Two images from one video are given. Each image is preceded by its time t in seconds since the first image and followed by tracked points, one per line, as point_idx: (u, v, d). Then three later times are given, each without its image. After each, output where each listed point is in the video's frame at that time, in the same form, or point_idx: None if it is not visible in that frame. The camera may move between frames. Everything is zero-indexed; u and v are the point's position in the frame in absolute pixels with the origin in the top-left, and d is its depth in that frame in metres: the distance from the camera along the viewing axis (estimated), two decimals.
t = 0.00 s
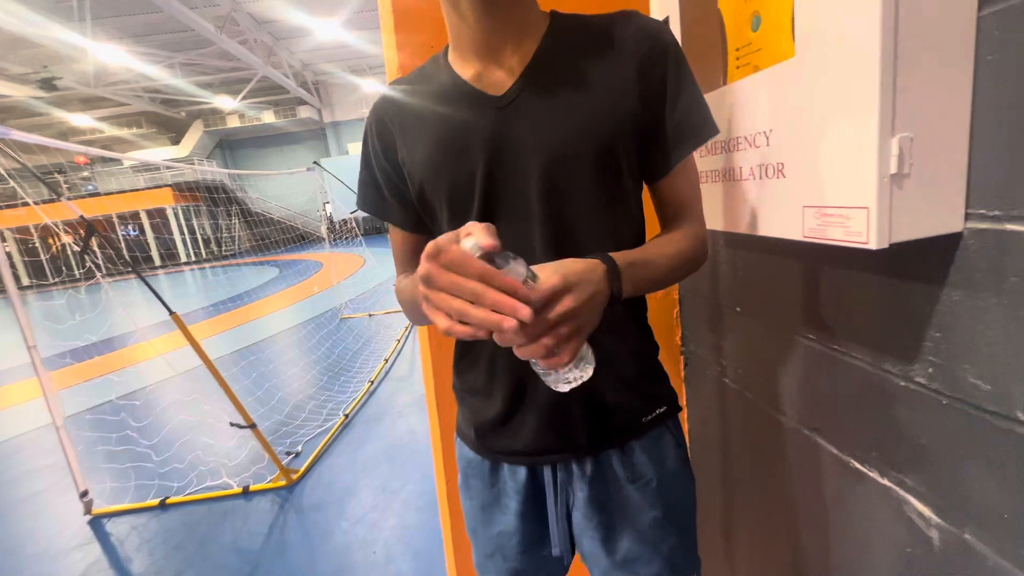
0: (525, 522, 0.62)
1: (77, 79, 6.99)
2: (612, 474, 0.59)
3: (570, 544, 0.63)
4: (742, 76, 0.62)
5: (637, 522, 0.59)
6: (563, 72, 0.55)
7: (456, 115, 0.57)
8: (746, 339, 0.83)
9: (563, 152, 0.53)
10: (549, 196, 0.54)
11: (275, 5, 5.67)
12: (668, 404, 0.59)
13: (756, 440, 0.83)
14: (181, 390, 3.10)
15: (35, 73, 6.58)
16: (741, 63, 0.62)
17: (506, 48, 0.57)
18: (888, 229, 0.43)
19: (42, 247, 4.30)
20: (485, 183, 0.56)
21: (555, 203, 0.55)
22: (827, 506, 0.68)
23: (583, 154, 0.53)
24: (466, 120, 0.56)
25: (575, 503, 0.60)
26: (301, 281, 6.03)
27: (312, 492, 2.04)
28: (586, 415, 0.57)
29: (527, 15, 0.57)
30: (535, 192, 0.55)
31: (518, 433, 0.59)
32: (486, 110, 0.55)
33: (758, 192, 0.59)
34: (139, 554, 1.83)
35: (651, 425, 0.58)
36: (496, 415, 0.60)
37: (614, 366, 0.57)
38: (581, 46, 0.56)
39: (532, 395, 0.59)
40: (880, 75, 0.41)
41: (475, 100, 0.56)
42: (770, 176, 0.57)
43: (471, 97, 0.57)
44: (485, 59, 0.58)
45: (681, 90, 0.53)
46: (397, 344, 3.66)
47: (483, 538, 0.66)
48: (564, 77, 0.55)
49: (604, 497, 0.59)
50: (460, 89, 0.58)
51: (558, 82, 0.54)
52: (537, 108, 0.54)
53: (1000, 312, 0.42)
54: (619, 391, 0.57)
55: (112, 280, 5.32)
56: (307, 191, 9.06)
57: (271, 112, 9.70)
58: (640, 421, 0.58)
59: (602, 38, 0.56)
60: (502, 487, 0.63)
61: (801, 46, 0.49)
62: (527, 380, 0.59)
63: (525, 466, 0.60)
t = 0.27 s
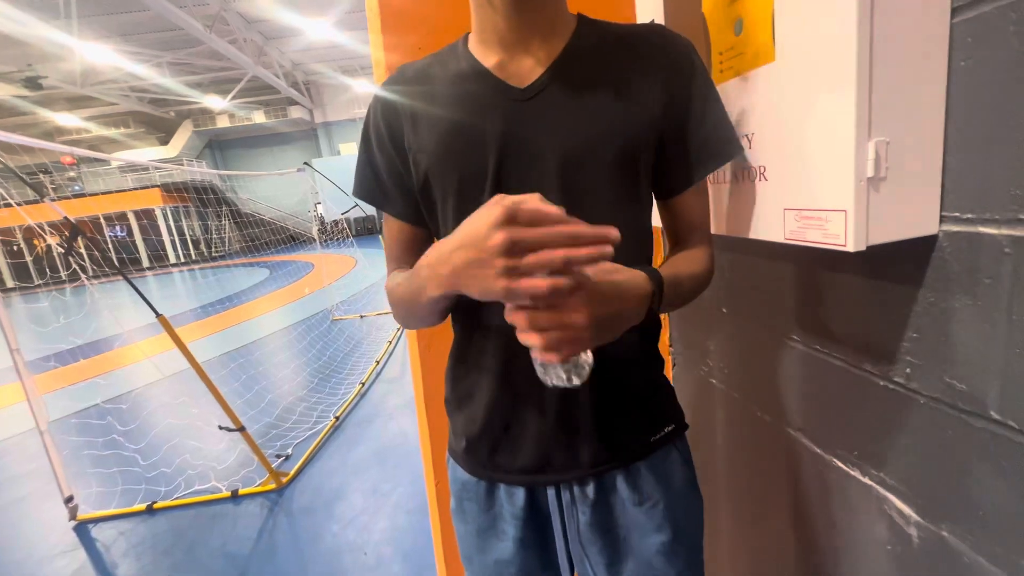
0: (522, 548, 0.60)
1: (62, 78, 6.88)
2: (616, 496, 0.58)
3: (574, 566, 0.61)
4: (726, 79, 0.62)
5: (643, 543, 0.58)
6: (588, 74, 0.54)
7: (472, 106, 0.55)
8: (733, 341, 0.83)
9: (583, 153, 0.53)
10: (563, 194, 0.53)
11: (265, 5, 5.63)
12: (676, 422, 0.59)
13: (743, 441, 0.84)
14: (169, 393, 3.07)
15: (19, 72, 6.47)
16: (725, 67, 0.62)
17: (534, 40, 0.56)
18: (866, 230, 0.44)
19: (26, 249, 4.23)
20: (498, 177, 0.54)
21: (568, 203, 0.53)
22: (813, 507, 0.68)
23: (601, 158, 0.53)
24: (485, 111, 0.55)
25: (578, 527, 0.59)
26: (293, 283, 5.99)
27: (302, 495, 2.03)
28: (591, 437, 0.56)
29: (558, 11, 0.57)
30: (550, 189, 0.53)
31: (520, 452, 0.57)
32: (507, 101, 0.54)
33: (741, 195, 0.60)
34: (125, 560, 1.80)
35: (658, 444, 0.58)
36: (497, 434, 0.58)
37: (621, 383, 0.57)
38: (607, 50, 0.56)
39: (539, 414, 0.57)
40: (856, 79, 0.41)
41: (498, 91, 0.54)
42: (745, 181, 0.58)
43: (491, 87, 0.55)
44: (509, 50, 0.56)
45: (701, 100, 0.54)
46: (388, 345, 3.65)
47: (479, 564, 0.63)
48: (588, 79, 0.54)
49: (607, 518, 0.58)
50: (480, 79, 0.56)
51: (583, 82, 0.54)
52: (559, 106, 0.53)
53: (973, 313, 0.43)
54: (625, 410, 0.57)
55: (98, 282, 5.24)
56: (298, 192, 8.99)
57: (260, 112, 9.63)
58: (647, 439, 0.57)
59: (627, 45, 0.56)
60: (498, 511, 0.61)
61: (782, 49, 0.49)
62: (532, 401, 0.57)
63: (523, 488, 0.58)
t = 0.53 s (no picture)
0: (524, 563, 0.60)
1: (70, 82, 6.96)
2: (624, 518, 0.57)
3: None
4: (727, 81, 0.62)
5: (651, 568, 0.57)
6: (602, 69, 0.52)
7: (480, 103, 0.54)
8: (738, 343, 0.83)
9: (594, 152, 0.50)
10: (568, 195, 0.51)
11: (269, 8, 5.68)
12: (692, 447, 0.57)
13: (748, 444, 0.83)
14: (175, 395, 3.08)
15: (28, 76, 6.55)
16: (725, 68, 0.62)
17: (546, 33, 0.55)
18: (866, 230, 0.43)
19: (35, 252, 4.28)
20: (500, 177, 0.53)
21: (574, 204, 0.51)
22: (816, 510, 0.68)
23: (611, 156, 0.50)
24: (493, 108, 0.53)
25: (581, 547, 0.58)
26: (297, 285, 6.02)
27: (307, 496, 2.03)
28: (596, 455, 0.55)
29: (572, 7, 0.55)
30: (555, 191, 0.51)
31: (521, 462, 0.57)
32: (516, 97, 0.52)
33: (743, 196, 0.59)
34: (132, 560, 1.82)
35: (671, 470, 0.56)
36: (499, 442, 0.58)
37: (633, 402, 0.55)
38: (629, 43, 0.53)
39: (542, 427, 0.56)
40: (857, 76, 0.41)
41: (507, 87, 0.53)
42: (748, 183, 0.57)
43: (501, 83, 0.53)
44: (521, 43, 0.55)
45: (729, 94, 0.50)
46: (393, 347, 3.66)
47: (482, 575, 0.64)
48: (603, 75, 0.51)
49: (612, 540, 0.57)
50: (490, 74, 0.54)
51: (596, 79, 0.51)
52: (570, 103, 0.51)
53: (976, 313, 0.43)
54: (633, 429, 0.55)
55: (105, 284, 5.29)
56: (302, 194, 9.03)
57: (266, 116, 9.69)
58: (660, 464, 0.55)
59: (648, 38, 0.53)
60: (500, 523, 0.61)
61: (783, 48, 0.49)
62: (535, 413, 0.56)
63: (525, 501, 0.58)
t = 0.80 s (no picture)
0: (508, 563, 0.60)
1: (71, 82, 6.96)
2: (609, 533, 0.54)
3: None
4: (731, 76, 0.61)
5: None
6: (607, 60, 0.49)
7: (479, 99, 0.53)
8: (741, 342, 0.82)
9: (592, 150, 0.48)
10: (566, 193, 0.50)
11: (270, 8, 5.67)
12: (688, 469, 0.52)
13: (751, 445, 0.82)
14: (176, 394, 3.08)
15: (30, 76, 6.55)
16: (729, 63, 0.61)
17: (546, 22, 0.53)
18: (873, 229, 0.43)
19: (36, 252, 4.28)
20: (500, 173, 0.53)
21: (571, 203, 0.50)
22: (821, 512, 0.67)
23: (612, 153, 0.47)
24: (492, 104, 0.52)
25: (563, 557, 0.56)
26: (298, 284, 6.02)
27: (307, 497, 2.03)
28: (581, 468, 0.52)
29: None
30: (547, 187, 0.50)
31: (508, 466, 0.56)
32: (515, 93, 0.51)
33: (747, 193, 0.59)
34: (133, 560, 1.81)
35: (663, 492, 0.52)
36: (488, 441, 0.57)
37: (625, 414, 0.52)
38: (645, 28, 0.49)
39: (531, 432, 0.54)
40: (865, 72, 0.40)
41: (506, 83, 0.52)
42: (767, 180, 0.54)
43: (499, 80, 0.52)
44: (522, 35, 0.54)
45: (752, 80, 0.45)
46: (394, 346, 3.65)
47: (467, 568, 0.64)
48: (607, 66, 0.49)
49: (597, 556, 0.55)
50: (492, 69, 0.54)
51: (602, 71, 0.49)
52: (569, 98, 0.49)
53: (986, 312, 0.42)
54: (619, 444, 0.52)
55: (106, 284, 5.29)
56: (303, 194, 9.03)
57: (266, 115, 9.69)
58: (650, 485, 0.51)
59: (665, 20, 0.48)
60: (486, 522, 0.60)
61: (788, 42, 0.48)
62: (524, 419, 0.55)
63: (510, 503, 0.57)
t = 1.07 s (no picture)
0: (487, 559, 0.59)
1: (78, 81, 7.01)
2: (584, 533, 0.53)
3: None
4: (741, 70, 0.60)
5: None
6: (561, 60, 0.44)
7: (448, 108, 0.51)
8: (749, 341, 0.81)
9: (552, 161, 0.44)
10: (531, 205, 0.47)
11: (274, 6, 5.69)
12: (666, 476, 0.49)
13: (760, 444, 0.81)
14: (182, 391, 3.10)
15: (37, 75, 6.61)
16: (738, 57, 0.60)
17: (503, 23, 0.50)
18: (889, 225, 0.42)
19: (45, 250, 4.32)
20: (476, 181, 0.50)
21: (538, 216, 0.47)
22: (831, 511, 0.66)
23: (573, 163, 0.43)
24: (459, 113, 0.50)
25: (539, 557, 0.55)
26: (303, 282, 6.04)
27: (313, 494, 2.04)
28: (552, 468, 0.51)
29: None
30: (516, 203, 0.48)
31: (489, 466, 0.55)
32: (477, 101, 0.48)
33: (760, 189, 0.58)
34: (140, 556, 1.83)
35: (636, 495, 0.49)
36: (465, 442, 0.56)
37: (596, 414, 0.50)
38: (600, 18, 0.43)
39: (507, 436, 0.54)
40: (880, 66, 0.40)
41: (467, 91, 0.49)
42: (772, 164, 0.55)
43: (463, 88, 0.50)
44: (487, 38, 0.51)
45: (714, 76, 0.38)
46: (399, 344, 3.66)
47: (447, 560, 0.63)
48: (561, 67, 0.44)
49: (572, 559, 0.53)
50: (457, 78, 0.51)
51: (558, 72, 0.44)
52: (528, 105, 0.45)
53: (1004, 308, 0.41)
54: (592, 446, 0.50)
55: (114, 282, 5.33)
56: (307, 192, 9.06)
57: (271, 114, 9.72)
58: (622, 490, 0.49)
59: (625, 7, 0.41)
60: (468, 515, 0.60)
61: (800, 36, 0.48)
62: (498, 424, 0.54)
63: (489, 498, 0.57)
